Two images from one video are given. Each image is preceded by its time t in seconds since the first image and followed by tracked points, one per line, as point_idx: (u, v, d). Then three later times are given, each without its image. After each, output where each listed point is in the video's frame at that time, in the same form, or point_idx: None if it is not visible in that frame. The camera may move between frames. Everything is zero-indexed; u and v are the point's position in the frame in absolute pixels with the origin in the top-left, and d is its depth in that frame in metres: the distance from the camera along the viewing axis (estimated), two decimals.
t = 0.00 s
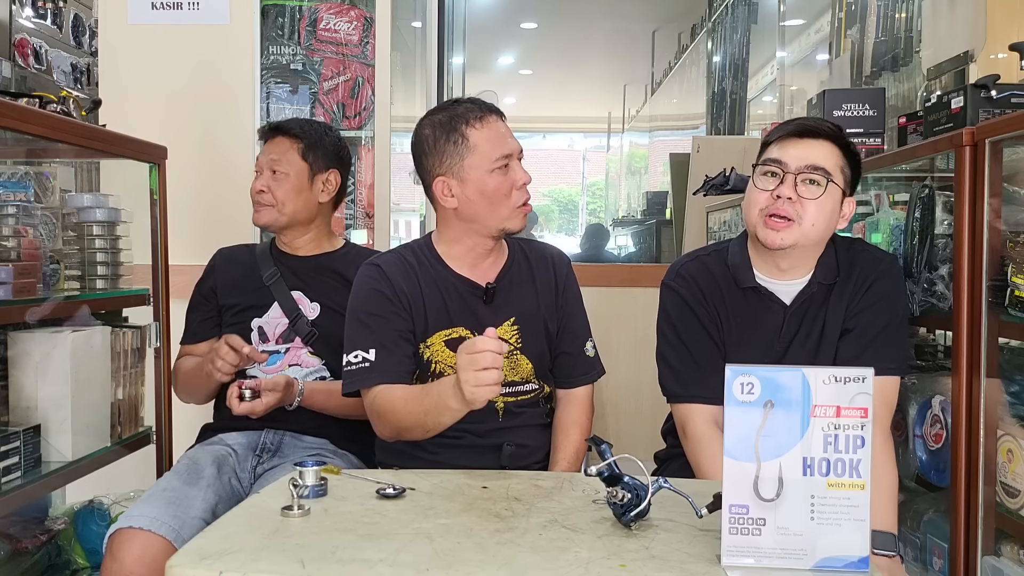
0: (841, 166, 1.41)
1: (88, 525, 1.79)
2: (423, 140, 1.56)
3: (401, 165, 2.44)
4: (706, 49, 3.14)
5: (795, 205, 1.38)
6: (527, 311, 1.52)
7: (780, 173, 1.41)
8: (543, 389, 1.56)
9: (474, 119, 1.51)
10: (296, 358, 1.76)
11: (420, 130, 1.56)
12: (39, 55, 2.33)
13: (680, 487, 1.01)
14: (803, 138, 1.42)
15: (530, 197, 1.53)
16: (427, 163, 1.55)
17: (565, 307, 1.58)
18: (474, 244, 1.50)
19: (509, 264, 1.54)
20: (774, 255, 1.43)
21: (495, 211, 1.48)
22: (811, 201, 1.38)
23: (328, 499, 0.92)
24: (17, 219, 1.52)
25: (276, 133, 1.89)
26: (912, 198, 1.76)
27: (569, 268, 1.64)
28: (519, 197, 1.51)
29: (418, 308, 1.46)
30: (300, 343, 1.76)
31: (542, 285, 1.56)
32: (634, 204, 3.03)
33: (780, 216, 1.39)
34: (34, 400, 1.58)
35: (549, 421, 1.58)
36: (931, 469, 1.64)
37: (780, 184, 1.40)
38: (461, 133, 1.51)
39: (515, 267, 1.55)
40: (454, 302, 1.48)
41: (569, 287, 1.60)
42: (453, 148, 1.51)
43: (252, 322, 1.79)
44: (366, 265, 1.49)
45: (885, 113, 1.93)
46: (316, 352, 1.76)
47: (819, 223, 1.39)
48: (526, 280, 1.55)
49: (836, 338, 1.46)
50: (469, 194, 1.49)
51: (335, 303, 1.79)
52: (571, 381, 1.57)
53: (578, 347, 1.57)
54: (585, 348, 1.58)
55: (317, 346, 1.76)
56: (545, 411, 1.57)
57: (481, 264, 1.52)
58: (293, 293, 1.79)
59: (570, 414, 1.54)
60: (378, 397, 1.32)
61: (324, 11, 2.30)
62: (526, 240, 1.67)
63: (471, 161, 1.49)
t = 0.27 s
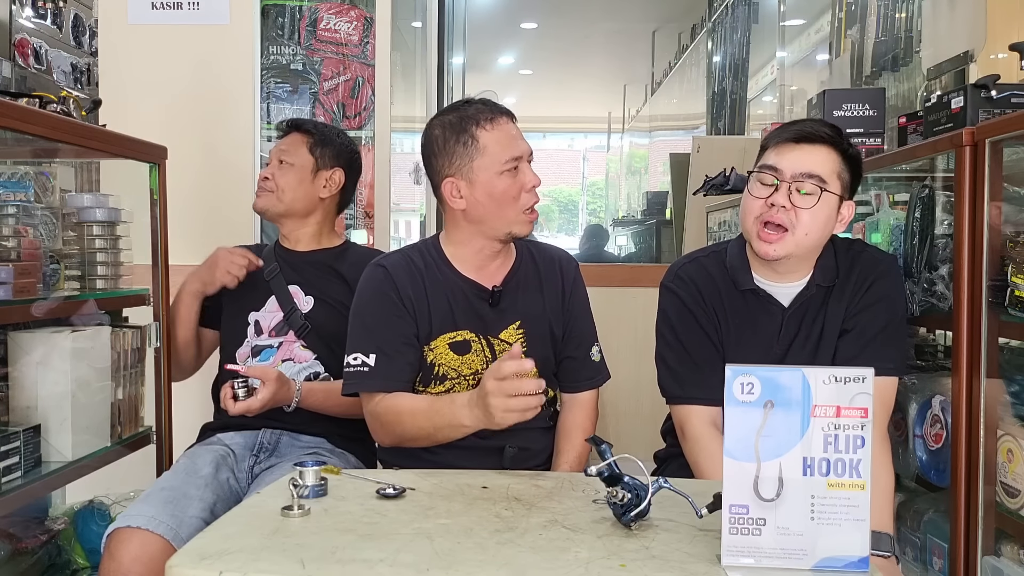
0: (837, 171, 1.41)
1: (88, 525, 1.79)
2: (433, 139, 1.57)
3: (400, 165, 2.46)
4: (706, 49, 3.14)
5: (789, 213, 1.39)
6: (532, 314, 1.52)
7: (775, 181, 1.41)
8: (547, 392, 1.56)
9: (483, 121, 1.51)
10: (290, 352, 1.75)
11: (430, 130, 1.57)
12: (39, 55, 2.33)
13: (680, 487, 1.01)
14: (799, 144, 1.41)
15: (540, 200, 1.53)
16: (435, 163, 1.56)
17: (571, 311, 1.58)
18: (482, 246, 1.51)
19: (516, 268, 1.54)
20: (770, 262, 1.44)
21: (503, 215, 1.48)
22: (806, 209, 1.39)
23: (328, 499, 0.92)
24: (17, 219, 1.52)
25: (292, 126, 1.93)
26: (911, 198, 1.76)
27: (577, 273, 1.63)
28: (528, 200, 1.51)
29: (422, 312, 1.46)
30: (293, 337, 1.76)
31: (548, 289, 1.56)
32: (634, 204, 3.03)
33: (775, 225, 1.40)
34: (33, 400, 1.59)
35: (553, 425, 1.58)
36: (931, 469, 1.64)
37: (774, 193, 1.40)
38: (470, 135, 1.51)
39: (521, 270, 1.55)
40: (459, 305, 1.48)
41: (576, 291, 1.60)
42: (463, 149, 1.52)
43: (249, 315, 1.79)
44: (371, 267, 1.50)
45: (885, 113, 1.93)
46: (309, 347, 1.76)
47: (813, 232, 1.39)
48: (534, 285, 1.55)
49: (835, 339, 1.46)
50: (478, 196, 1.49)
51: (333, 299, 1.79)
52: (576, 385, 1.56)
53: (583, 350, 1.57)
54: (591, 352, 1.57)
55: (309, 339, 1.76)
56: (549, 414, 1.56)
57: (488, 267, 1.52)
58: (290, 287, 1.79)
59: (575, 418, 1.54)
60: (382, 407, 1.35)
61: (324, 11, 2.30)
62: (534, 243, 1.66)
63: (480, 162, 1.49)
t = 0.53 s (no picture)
0: (838, 174, 1.41)
1: (88, 526, 1.79)
2: (442, 131, 1.59)
3: (400, 165, 2.47)
4: (706, 49, 3.15)
5: (786, 216, 1.39)
6: (538, 316, 1.51)
7: (772, 182, 1.42)
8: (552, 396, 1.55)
9: (490, 112, 1.53)
10: (290, 351, 1.76)
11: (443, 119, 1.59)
12: (39, 55, 2.33)
13: (680, 487, 1.01)
14: (800, 146, 1.41)
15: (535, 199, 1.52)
16: (439, 147, 1.58)
17: (579, 315, 1.57)
18: (484, 243, 1.51)
19: (524, 269, 1.54)
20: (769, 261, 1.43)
21: (497, 205, 1.48)
22: (802, 213, 1.39)
23: (328, 499, 0.92)
24: (17, 219, 1.52)
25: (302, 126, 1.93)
26: (912, 198, 1.76)
27: (586, 275, 1.62)
28: (523, 194, 1.49)
29: (425, 315, 1.46)
30: (293, 337, 1.76)
31: (555, 291, 1.55)
32: (634, 204, 3.03)
33: (771, 226, 1.40)
34: (33, 400, 1.59)
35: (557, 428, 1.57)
36: (931, 469, 1.64)
37: (772, 194, 1.41)
38: (474, 123, 1.53)
39: (529, 272, 1.54)
40: (465, 306, 1.48)
41: (583, 294, 1.59)
42: (465, 136, 1.53)
43: (251, 314, 1.79)
44: (377, 267, 1.50)
45: (885, 113, 1.93)
46: (309, 346, 1.76)
47: (809, 235, 1.39)
48: (541, 286, 1.54)
49: (835, 338, 1.46)
50: (474, 183, 1.51)
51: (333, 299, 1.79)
52: (582, 389, 1.56)
53: (591, 354, 1.56)
54: (598, 356, 1.56)
55: (309, 339, 1.76)
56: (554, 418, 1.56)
57: (495, 267, 1.52)
58: (292, 287, 1.79)
59: (580, 421, 1.53)
60: (375, 406, 1.35)
61: (324, 12, 2.30)
62: (541, 244, 1.66)
63: (479, 150, 1.50)
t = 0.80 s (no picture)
0: (834, 173, 1.41)
1: (88, 525, 1.79)
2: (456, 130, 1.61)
3: (400, 165, 2.47)
4: (706, 49, 3.16)
5: (781, 211, 1.39)
6: (540, 321, 1.49)
7: (770, 177, 1.42)
8: (551, 401, 1.53)
9: (501, 109, 1.55)
10: (293, 352, 1.76)
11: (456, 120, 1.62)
12: (39, 55, 2.33)
13: (680, 487, 1.01)
14: (799, 144, 1.41)
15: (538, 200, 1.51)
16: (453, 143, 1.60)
17: (585, 323, 1.53)
18: (490, 241, 1.50)
19: (528, 273, 1.52)
20: (763, 256, 1.43)
21: (500, 195, 1.48)
22: (798, 209, 1.38)
23: (328, 498, 0.92)
24: (17, 219, 1.52)
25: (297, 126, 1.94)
26: (912, 198, 1.76)
27: (595, 280, 1.58)
28: (527, 186, 1.49)
29: (418, 315, 1.49)
30: (297, 338, 1.76)
31: (559, 295, 1.53)
32: (634, 204, 3.03)
33: (766, 220, 1.40)
34: (33, 400, 1.59)
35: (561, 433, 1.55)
36: (931, 469, 1.64)
37: (768, 189, 1.41)
38: (485, 118, 1.54)
39: (532, 275, 1.52)
40: (462, 308, 1.48)
41: (590, 300, 1.55)
42: (476, 131, 1.54)
43: (253, 317, 1.80)
44: (377, 269, 1.53)
45: (885, 112, 1.93)
46: (312, 347, 1.76)
47: (805, 231, 1.39)
48: (544, 290, 1.52)
49: (832, 338, 1.46)
50: (479, 175, 1.52)
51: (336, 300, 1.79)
52: (587, 398, 1.52)
53: (595, 363, 1.52)
54: (604, 365, 1.52)
55: (313, 340, 1.76)
56: (555, 423, 1.54)
57: (497, 269, 1.51)
58: (294, 288, 1.79)
59: (581, 428, 1.49)
60: (351, 408, 1.43)
61: (324, 11, 2.30)
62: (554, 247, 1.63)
63: (487, 142, 1.51)
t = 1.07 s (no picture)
0: (837, 171, 1.41)
1: (88, 525, 1.79)
2: (466, 128, 1.60)
3: (400, 165, 2.47)
4: (706, 49, 3.16)
5: (786, 210, 1.39)
6: (538, 322, 1.49)
7: (772, 177, 1.41)
8: (550, 403, 1.52)
9: (509, 110, 1.54)
10: (295, 352, 1.76)
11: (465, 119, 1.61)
12: (39, 55, 2.33)
13: (680, 487, 1.01)
14: (800, 143, 1.41)
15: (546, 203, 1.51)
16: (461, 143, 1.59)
17: (583, 326, 1.52)
18: (495, 241, 1.51)
19: (528, 274, 1.52)
20: (764, 254, 1.43)
21: (507, 197, 1.48)
22: (802, 207, 1.38)
23: (328, 499, 0.92)
24: (17, 219, 1.52)
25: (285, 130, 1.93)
26: (912, 198, 1.76)
27: (598, 283, 1.57)
28: (534, 190, 1.49)
29: (414, 310, 1.50)
30: (299, 338, 1.76)
31: (558, 296, 1.52)
32: (634, 204, 3.03)
33: (770, 219, 1.40)
34: (34, 400, 1.58)
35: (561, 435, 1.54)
36: (931, 469, 1.64)
37: (772, 189, 1.41)
38: (495, 120, 1.53)
39: (532, 275, 1.52)
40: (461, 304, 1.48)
41: (591, 301, 1.54)
42: (483, 131, 1.54)
43: (255, 316, 1.80)
44: (377, 265, 1.55)
45: (885, 112, 1.93)
46: (314, 346, 1.76)
47: (808, 229, 1.39)
48: (544, 291, 1.52)
49: (833, 338, 1.46)
50: (486, 175, 1.51)
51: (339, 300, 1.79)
52: (586, 402, 1.51)
53: (593, 366, 1.51)
54: (606, 370, 1.51)
55: (315, 340, 1.76)
56: (553, 425, 1.53)
57: (497, 268, 1.51)
58: (296, 288, 1.79)
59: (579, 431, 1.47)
60: (342, 399, 1.47)
61: (324, 11, 2.29)
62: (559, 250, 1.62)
63: (496, 143, 1.51)
